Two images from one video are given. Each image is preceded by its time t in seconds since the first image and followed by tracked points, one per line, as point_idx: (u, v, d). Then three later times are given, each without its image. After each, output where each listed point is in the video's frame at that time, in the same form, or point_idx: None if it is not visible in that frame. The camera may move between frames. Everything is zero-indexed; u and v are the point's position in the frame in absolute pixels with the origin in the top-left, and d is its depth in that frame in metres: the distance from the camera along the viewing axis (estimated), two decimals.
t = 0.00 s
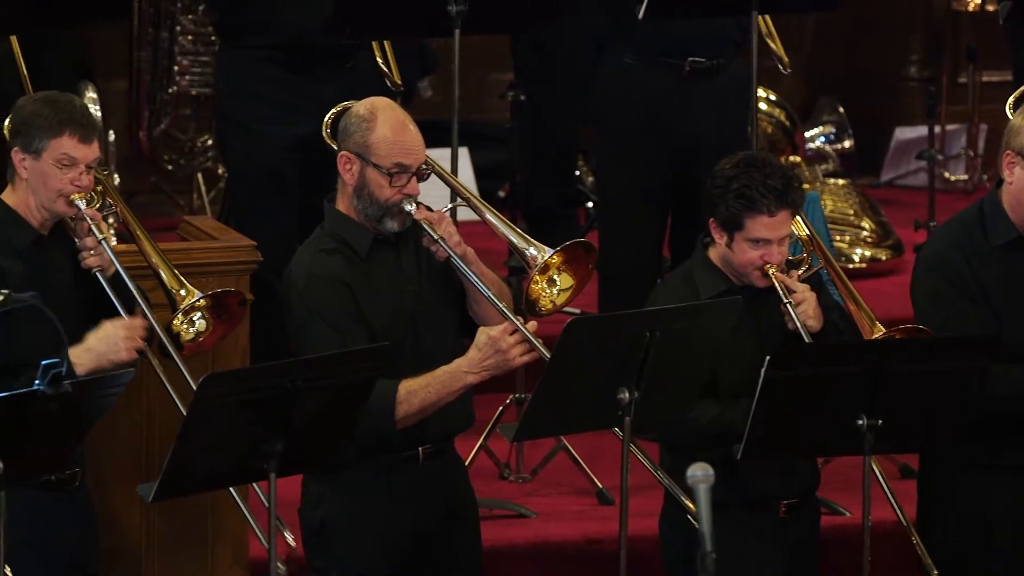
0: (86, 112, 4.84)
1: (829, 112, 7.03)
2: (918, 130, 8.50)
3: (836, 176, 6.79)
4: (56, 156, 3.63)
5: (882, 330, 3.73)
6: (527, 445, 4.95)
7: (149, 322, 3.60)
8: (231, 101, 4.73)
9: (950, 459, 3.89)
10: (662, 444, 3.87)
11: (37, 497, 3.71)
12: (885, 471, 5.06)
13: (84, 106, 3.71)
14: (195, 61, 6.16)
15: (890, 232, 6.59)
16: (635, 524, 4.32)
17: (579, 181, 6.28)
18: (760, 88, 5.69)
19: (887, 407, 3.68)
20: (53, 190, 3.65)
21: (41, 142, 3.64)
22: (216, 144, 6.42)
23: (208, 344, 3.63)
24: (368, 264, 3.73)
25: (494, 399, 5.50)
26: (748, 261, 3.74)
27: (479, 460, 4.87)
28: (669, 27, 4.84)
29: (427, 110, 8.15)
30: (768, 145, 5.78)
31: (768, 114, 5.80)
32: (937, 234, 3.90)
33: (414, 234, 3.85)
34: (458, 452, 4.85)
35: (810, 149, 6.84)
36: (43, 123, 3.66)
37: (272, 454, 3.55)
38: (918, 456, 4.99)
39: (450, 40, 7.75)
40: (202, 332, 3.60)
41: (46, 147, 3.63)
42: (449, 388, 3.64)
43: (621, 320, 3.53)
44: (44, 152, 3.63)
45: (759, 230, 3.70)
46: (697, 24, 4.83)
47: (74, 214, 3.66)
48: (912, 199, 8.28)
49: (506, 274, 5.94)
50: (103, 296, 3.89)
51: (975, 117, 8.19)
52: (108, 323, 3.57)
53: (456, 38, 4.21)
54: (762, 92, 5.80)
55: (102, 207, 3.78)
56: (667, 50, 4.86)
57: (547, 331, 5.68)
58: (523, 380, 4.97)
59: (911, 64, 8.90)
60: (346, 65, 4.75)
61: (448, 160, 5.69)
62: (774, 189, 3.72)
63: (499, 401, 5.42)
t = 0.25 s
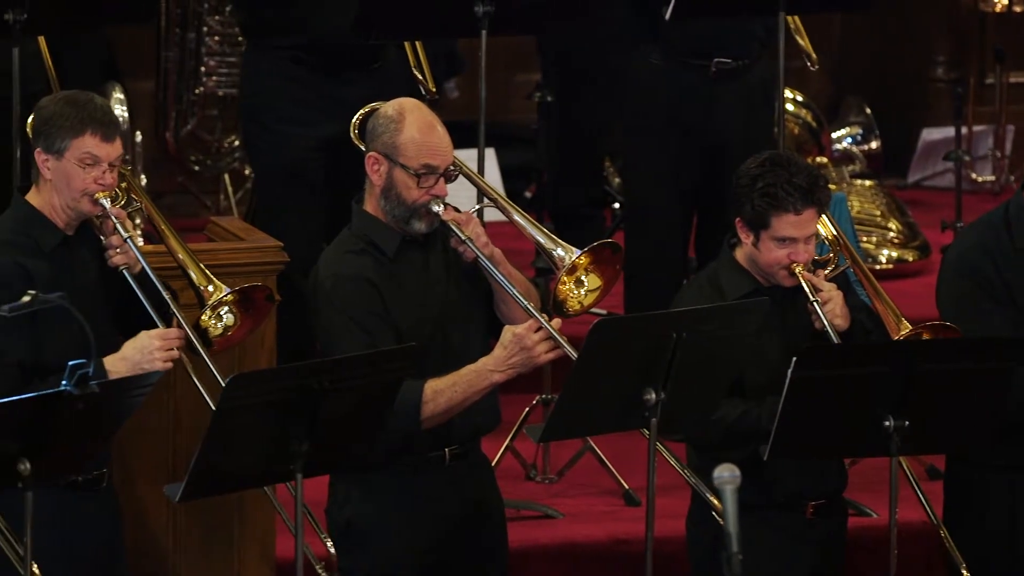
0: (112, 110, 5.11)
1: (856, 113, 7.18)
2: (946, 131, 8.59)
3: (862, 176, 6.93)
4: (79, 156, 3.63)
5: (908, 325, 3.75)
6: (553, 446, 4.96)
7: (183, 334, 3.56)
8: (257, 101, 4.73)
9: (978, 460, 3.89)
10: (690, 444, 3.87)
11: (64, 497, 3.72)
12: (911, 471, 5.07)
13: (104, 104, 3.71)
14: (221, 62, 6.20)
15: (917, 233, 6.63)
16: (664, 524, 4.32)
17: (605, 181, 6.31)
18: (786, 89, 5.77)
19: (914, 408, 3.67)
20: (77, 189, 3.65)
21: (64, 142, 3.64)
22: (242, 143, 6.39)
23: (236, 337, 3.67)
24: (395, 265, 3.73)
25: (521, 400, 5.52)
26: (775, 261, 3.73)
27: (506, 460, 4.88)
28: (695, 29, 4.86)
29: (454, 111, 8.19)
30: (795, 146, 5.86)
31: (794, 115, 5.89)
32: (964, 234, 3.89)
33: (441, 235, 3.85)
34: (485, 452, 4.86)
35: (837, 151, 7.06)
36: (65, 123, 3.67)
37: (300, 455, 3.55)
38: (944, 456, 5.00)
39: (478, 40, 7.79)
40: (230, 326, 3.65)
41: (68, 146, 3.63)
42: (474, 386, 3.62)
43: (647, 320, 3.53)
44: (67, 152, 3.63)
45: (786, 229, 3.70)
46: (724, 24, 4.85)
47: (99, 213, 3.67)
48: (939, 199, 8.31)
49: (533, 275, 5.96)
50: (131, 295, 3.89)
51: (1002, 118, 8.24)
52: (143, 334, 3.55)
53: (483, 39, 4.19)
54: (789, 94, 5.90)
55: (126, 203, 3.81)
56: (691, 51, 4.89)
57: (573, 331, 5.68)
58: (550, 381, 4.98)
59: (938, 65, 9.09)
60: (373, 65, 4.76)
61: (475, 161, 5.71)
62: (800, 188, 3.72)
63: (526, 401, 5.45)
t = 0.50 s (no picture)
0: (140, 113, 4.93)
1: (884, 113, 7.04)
2: (972, 132, 8.63)
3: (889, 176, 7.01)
4: (98, 158, 3.63)
5: (935, 326, 3.75)
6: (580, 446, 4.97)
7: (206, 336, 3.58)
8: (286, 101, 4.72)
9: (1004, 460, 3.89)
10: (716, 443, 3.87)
11: (88, 496, 3.72)
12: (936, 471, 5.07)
13: (123, 106, 3.71)
14: (248, 62, 6.17)
15: (943, 233, 6.68)
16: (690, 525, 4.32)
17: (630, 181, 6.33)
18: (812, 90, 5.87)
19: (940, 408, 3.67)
20: (97, 192, 3.64)
21: (83, 145, 3.65)
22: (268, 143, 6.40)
23: (258, 336, 3.70)
24: (420, 264, 3.73)
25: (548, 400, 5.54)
26: (801, 260, 3.74)
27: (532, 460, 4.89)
28: (721, 29, 4.88)
29: (481, 111, 8.25)
30: (820, 146, 5.94)
31: (820, 115, 5.96)
32: (990, 234, 3.89)
33: (467, 234, 3.85)
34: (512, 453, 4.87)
35: (863, 151, 6.99)
36: (83, 126, 3.67)
37: (325, 455, 3.55)
38: (969, 457, 5.00)
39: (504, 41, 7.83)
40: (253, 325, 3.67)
41: (88, 149, 3.64)
42: (499, 384, 3.61)
43: (673, 321, 3.53)
44: (86, 155, 3.64)
45: (812, 229, 3.70)
46: (749, 25, 4.87)
47: (120, 216, 3.67)
48: (966, 199, 8.35)
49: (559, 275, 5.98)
50: (152, 295, 3.92)
51: None
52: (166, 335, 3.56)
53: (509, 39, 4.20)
54: (815, 94, 5.98)
55: (148, 202, 3.84)
56: (716, 51, 4.92)
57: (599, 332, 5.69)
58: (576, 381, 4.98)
59: (965, 65, 9.17)
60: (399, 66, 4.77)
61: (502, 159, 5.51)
62: (827, 187, 3.72)
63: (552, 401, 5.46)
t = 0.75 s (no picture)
0: (165, 114, 5.16)
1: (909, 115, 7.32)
2: (999, 132, 8.47)
3: (914, 177, 7.08)
4: (118, 161, 3.64)
5: (961, 327, 3.72)
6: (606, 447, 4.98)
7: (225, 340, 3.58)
8: (310, 103, 4.82)
9: None
10: (743, 444, 3.87)
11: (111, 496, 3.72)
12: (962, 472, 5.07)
13: (142, 108, 3.71)
14: (274, 63, 6.25)
15: (970, 234, 6.69)
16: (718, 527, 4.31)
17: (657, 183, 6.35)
18: (840, 91, 5.84)
19: (968, 409, 3.66)
20: (118, 195, 3.65)
21: (102, 148, 3.64)
22: (294, 144, 6.50)
23: (279, 339, 3.68)
24: (446, 266, 3.72)
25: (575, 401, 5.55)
26: (828, 262, 3.76)
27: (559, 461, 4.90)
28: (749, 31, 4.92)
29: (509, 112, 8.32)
30: (847, 147, 5.91)
31: (848, 117, 5.92)
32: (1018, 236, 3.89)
33: (493, 237, 3.84)
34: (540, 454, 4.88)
35: (891, 152, 7.17)
36: (103, 129, 3.67)
37: (352, 456, 3.54)
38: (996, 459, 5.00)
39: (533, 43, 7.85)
40: (273, 329, 3.65)
41: (107, 152, 3.63)
42: (523, 386, 3.60)
43: (698, 321, 3.53)
44: (106, 159, 3.63)
45: (839, 229, 3.72)
46: (772, 26, 4.88)
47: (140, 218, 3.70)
48: (993, 200, 8.32)
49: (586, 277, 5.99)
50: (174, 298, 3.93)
51: None
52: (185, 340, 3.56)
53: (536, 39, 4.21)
54: (843, 95, 5.94)
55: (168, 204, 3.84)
56: (745, 54, 4.94)
57: (625, 335, 5.70)
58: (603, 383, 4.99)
59: (992, 65, 9.20)
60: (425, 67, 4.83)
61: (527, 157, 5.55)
62: (853, 188, 3.73)
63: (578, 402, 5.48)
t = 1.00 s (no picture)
0: (194, 114, 5.16)
1: (937, 116, 7.15)
2: None
3: (943, 179, 6.97)
4: (141, 163, 3.66)
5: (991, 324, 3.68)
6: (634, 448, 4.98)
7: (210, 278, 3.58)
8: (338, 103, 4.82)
9: None
10: (771, 445, 3.85)
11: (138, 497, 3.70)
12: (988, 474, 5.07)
13: (165, 111, 3.73)
14: (301, 63, 6.27)
15: (998, 234, 6.68)
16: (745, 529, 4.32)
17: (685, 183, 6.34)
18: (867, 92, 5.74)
19: (995, 410, 3.65)
20: (140, 197, 3.67)
21: (125, 151, 3.67)
22: (322, 145, 6.48)
23: (304, 343, 3.64)
24: (473, 268, 3.72)
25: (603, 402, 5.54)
26: (855, 258, 3.76)
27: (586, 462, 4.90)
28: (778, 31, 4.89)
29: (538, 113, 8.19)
30: (875, 148, 5.81)
31: (875, 117, 5.83)
32: None
33: (520, 239, 3.84)
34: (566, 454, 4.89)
35: (918, 152, 6.98)
36: (126, 132, 3.70)
37: (378, 457, 3.53)
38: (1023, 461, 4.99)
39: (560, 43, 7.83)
40: (299, 332, 3.61)
41: (130, 154, 3.66)
42: (548, 392, 3.57)
43: (724, 324, 3.52)
44: (128, 161, 3.66)
45: (866, 224, 3.73)
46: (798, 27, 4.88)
47: (163, 220, 3.67)
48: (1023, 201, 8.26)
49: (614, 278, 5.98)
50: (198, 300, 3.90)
51: None
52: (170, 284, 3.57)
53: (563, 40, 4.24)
54: (870, 96, 5.85)
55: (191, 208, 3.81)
56: (773, 55, 4.93)
57: (651, 337, 5.69)
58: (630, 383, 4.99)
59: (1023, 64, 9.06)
60: (454, 68, 4.83)
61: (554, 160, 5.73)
62: (878, 183, 3.75)
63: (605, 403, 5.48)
